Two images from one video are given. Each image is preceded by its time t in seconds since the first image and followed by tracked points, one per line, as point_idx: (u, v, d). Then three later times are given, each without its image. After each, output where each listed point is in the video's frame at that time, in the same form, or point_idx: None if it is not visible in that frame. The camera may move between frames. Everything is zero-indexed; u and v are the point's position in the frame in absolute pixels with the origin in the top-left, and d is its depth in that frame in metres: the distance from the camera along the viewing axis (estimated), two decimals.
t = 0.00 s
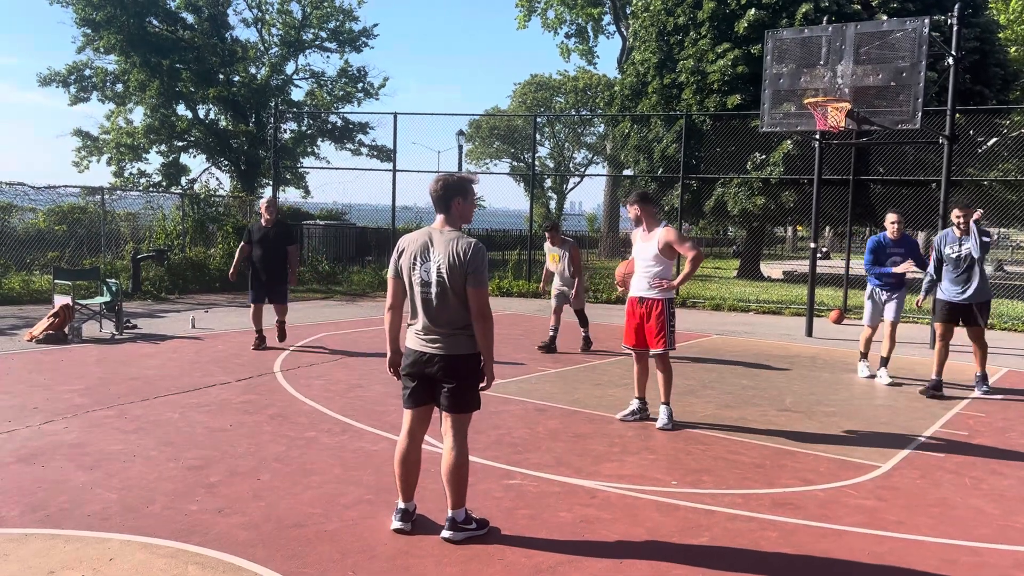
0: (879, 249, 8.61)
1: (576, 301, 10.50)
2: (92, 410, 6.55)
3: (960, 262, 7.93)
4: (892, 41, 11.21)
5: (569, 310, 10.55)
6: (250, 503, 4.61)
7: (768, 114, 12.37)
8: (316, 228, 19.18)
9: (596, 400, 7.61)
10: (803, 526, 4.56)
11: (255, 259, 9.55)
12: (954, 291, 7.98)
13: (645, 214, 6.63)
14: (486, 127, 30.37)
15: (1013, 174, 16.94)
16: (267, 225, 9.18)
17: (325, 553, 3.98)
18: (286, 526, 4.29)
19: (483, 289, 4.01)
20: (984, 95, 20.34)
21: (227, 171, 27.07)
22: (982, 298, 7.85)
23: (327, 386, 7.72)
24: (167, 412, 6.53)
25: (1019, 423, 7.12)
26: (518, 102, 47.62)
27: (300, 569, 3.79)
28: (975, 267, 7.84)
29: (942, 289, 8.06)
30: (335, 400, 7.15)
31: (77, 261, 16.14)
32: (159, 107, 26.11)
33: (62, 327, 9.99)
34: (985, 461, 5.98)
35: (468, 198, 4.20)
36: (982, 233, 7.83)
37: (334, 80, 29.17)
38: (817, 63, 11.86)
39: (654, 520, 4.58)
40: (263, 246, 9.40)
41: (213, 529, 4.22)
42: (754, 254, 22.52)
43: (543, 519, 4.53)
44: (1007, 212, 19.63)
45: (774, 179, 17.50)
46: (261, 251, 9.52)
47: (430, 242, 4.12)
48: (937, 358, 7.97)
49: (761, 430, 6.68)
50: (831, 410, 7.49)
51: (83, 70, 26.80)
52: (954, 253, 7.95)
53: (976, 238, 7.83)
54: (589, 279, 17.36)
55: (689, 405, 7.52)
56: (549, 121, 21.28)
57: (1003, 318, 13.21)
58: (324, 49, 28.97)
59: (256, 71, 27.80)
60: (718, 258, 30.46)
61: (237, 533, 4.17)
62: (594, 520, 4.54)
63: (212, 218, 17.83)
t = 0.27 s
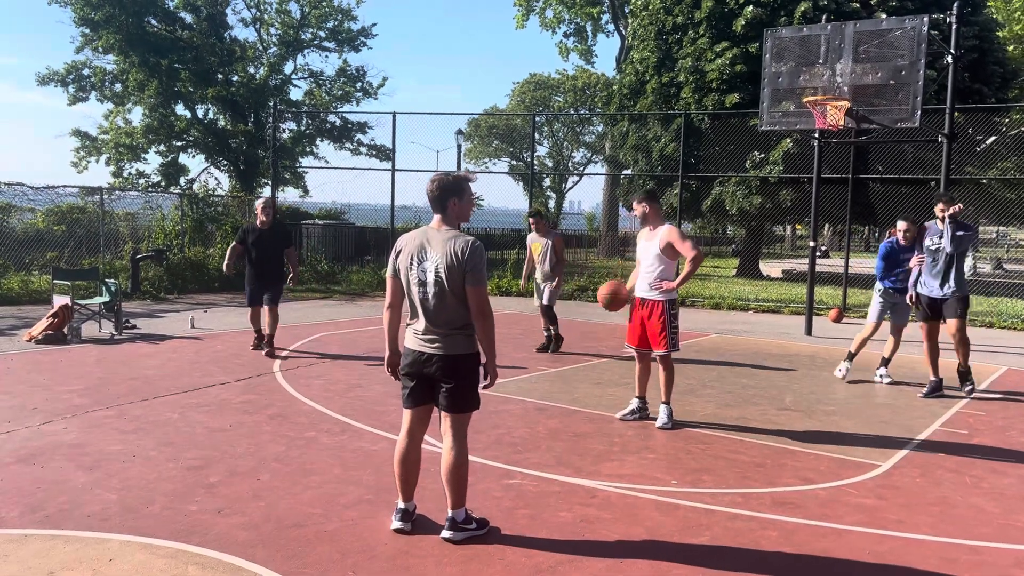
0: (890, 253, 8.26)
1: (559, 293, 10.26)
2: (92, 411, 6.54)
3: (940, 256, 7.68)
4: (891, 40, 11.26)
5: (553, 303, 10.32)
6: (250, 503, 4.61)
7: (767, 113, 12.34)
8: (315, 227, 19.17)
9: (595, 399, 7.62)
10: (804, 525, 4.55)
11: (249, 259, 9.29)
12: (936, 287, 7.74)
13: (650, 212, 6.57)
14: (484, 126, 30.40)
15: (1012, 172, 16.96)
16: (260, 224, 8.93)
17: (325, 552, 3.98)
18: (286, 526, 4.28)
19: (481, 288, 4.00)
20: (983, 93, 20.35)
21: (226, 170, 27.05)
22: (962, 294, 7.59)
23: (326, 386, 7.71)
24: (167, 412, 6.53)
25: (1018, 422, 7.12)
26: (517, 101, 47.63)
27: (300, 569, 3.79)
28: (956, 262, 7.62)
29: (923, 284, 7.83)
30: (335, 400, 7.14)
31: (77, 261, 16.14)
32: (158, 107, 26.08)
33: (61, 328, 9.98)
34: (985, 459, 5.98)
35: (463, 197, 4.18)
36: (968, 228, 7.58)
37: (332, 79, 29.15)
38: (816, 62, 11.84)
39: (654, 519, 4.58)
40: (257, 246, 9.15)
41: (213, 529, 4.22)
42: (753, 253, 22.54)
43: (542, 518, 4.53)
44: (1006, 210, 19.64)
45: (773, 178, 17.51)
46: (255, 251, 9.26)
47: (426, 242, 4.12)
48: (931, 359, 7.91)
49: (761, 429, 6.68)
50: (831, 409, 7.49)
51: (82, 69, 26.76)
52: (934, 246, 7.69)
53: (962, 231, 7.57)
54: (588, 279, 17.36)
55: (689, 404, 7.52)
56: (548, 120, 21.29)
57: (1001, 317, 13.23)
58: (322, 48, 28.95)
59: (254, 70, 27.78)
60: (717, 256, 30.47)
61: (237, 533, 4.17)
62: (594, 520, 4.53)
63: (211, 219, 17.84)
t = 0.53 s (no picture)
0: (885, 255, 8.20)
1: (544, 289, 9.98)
2: (91, 411, 6.53)
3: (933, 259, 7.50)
4: (890, 39, 11.27)
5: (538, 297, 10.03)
6: (249, 502, 4.60)
7: (765, 112, 12.34)
8: (314, 227, 19.17)
9: (595, 399, 7.62)
10: (804, 524, 4.55)
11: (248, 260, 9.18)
12: (930, 291, 7.55)
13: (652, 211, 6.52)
14: (483, 125, 30.38)
15: (1011, 170, 16.97)
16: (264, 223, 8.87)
17: (326, 552, 3.97)
18: (285, 526, 4.28)
19: (480, 289, 4.00)
20: (982, 92, 20.36)
21: (224, 170, 27.02)
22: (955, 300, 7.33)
23: (326, 386, 7.71)
24: (166, 412, 6.53)
25: (1018, 421, 7.11)
26: (516, 100, 47.64)
27: (300, 569, 3.78)
28: (951, 268, 7.38)
29: (918, 288, 7.67)
30: (335, 400, 7.14)
31: (75, 261, 16.13)
32: (157, 107, 26.06)
33: (60, 328, 9.97)
34: (984, 458, 5.98)
35: (462, 197, 4.16)
36: (966, 234, 7.33)
37: (331, 79, 29.14)
38: (814, 61, 11.84)
39: (654, 518, 4.58)
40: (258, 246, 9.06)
41: (212, 529, 4.22)
42: (752, 252, 22.55)
43: (542, 518, 4.53)
44: (1005, 209, 19.65)
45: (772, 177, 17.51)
46: (253, 252, 9.16)
47: (426, 243, 4.11)
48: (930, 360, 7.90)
49: (761, 428, 6.68)
50: (830, 408, 7.49)
51: (80, 69, 26.74)
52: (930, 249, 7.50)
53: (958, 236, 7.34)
54: (587, 278, 17.36)
55: (689, 404, 7.51)
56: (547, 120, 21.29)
57: (1000, 315, 13.24)
58: (321, 48, 28.93)
59: (253, 70, 27.77)
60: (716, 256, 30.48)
61: (237, 533, 4.16)
62: (594, 519, 4.53)
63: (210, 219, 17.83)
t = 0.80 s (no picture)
0: (884, 258, 8.16)
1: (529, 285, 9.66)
2: (89, 411, 6.51)
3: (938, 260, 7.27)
4: (889, 37, 11.26)
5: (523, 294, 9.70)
6: (248, 502, 4.60)
7: (765, 111, 12.35)
8: (313, 226, 19.16)
9: (594, 398, 7.60)
10: (804, 523, 4.54)
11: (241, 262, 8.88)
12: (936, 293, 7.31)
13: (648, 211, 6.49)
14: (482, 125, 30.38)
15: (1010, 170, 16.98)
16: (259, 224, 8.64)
17: (325, 552, 3.96)
18: (284, 525, 4.27)
19: (481, 289, 3.99)
20: (981, 91, 20.36)
21: (223, 169, 27.00)
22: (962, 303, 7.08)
23: (325, 386, 7.70)
24: (165, 412, 6.52)
25: (1017, 419, 7.11)
26: (515, 100, 47.65)
27: (299, 568, 3.77)
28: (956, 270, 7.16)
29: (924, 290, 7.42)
30: (333, 400, 7.12)
31: (74, 261, 16.10)
32: (155, 106, 26.04)
33: (59, 327, 9.95)
34: (984, 457, 5.98)
35: (461, 196, 4.15)
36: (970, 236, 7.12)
37: (330, 78, 29.12)
38: (814, 60, 11.84)
39: (655, 518, 4.57)
40: (252, 247, 8.77)
41: (211, 528, 4.21)
42: (751, 251, 22.55)
43: (542, 517, 4.52)
44: (1003, 208, 19.69)
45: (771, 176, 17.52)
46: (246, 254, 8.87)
47: (426, 241, 4.09)
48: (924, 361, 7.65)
49: (760, 428, 6.67)
50: (830, 407, 7.48)
51: (79, 68, 26.70)
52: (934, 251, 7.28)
53: (964, 235, 7.14)
54: (586, 277, 17.35)
55: (689, 403, 7.50)
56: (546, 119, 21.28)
57: (999, 315, 13.25)
58: (320, 47, 28.91)
59: (252, 69, 27.74)
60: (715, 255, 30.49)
61: (236, 533, 4.15)
62: (594, 518, 4.52)
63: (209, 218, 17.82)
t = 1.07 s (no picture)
0: (889, 258, 8.04)
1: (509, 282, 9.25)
2: (87, 410, 6.49)
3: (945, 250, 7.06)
4: (888, 36, 11.27)
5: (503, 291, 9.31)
6: (246, 502, 4.59)
7: (763, 110, 12.38)
8: (311, 226, 19.14)
9: (592, 398, 7.59)
10: (803, 522, 4.54)
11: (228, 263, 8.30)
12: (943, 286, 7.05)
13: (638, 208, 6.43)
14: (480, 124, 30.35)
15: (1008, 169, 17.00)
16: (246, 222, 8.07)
17: (323, 552, 3.95)
18: (282, 525, 4.26)
19: (480, 288, 3.99)
20: (979, 90, 20.37)
21: (221, 169, 26.98)
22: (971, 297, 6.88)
23: (323, 385, 7.68)
24: (162, 412, 6.50)
25: (1016, 418, 7.11)
26: (514, 98, 47.65)
27: (297, 569, 3.76)
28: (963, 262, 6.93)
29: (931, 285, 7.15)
30: (331, 399, 7.11)
31: (72, 260, 16.07)
32: (153, 105, 26.02)
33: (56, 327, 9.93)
34: (983, 457, 5.97)
35: (462, 196, 4.16)
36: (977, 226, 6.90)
37: (328, 77, 29.09)
38: (812, 58, 11.84)
39: (653, 517, 4.56)
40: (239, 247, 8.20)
41: (209, 528, 4.19)
42: (749, 250, 22.58)
43: (540, 517, 4.51)
44: (1001, 207, 19.72)
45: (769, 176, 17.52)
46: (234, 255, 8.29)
47: (426, 238, 4.10)
48: (931, 366, 7.22)
49: (759, 427, 6.67)
50: (829, 406, 7.48)
51: (77, 67, 26.68)
52: (940, 241, 7.10)
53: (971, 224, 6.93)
54: (584, 277, 17.36)
55: (688, 403, 7.49)
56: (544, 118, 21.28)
57: (997, 314, 13.26)
58: (318, 46, 28.88)
59: (250, 69, 27.72)
60: (714, 254, 30.50)
61: (234, 533, 4.14)
62: (593, 518, 4.52)
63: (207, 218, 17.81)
